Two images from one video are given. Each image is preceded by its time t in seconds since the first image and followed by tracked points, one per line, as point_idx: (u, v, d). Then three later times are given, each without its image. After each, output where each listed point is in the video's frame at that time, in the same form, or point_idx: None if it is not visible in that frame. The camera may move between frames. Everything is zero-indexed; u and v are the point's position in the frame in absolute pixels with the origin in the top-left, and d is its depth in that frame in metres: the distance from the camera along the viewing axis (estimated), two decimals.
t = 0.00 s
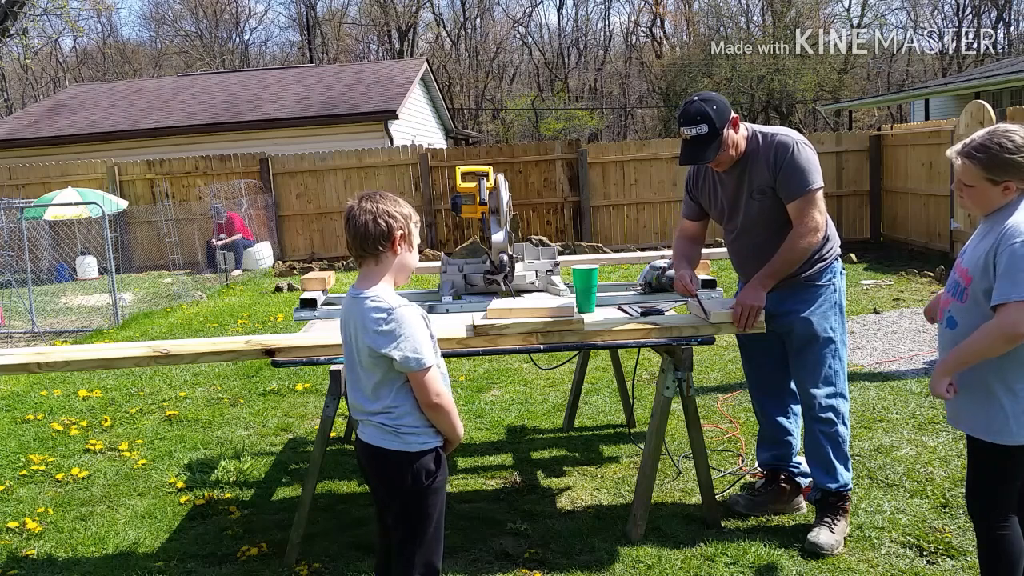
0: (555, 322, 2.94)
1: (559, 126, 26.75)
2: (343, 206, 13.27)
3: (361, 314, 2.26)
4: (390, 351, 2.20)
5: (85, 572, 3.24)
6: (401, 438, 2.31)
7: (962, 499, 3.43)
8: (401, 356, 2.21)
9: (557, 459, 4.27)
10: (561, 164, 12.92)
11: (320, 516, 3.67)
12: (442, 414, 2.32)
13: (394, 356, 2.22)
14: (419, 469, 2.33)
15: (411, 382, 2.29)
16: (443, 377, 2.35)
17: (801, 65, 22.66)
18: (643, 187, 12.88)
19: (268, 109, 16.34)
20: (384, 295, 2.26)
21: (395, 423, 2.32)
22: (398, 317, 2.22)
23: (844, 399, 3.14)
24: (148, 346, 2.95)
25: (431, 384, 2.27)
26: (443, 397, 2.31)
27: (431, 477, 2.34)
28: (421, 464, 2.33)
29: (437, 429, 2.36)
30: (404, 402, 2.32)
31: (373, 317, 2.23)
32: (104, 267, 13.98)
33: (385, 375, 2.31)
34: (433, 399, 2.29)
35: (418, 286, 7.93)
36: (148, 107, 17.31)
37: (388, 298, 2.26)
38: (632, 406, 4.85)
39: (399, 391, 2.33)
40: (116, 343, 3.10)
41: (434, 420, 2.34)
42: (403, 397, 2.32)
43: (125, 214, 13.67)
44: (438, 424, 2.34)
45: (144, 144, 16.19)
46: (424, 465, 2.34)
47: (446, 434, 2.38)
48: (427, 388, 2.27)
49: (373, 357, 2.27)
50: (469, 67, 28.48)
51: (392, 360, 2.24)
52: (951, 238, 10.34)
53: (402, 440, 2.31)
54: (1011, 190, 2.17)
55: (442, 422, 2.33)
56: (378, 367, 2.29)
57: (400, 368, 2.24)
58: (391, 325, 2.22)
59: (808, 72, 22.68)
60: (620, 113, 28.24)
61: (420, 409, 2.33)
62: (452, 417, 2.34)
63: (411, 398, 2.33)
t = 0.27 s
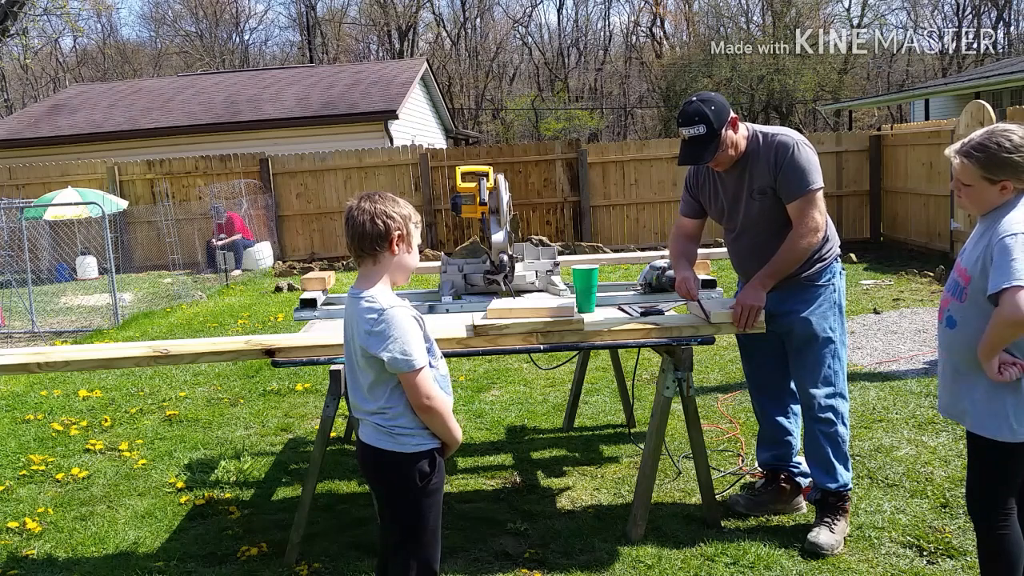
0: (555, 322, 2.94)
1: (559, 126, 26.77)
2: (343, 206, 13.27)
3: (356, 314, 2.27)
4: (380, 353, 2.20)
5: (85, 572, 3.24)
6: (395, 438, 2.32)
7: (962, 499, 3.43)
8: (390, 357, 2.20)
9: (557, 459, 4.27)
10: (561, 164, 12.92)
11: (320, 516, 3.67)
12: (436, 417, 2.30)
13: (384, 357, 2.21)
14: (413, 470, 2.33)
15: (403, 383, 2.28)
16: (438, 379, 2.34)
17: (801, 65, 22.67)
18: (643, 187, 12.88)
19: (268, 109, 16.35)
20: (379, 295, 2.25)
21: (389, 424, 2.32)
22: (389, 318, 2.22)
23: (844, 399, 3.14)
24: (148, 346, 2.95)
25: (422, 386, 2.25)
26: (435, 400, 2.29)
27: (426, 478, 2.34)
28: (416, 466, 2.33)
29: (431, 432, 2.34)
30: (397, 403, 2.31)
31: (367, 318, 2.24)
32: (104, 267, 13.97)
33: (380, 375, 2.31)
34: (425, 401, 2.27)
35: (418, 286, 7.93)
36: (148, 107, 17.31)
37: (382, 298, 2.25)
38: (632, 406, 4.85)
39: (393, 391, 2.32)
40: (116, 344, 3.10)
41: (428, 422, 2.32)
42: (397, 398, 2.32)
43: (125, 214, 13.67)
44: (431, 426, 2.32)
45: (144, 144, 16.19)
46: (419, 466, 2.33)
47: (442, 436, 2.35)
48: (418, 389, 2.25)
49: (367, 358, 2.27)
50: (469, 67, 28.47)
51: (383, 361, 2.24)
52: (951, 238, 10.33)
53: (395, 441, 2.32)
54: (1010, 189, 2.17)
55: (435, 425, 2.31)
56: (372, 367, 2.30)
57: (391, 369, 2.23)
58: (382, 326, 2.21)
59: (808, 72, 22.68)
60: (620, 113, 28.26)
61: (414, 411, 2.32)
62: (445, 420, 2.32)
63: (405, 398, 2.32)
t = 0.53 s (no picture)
0: (554, 322, 2.94)
1: (559, 126, 26.78)
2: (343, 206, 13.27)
3: (357, 314, 2.27)
4: (381, 352, 2.20)
5: (85, 572, 3.24)
6: (397, 438, 2.32)
7: (962, 499, 3.43)
8: (391, 357, 2.21)
9: (557, 459, 4.27)
10: (561, 163, 12.91)
11: (319, 516, 3.67)
12: (437, 417, 2.30)
13: (385, 357, 2.21)
14: (414, 470, 2.33)
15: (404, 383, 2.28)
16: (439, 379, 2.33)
17: (801, 65, 22.65)
18: (643, 187, 12.88)
19: (268, 109, 16.35)
20: (380, 295, 2.25)
21: (390, 423, 2.32)
22: (390, 318, 2.22)
23: (844, 399, 3.13)
24: (147, 346, 2.95)
25: (423, 386, 2.25)
26: (436, 400, 2.29)
27: (427, 478, 2.34)
28: (417, 466, 2.33)
29: (433, 431, 2.35)
30: (399, 403, 2.31)
31: (368, 317, 2.24)
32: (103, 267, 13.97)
33: (381, 375, 2.31)
34: (426, 401, 2.27)
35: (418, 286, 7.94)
36: (148, 107, 17.31)
37: (383, 298, 2.25)
38: (632, 406, 4.85)
39: (394, 391, 2.32)
40: (116, 343, 3.10)
41: (430, 422, 2.32)
42: (398, 398, 2.32)
43: (125, 214, 13.67)
44: (432, 426, 2.32)
45: (144, 144, 16.19)
46: (420, 466, 2.33)
47: (442, 436, 2.36)
48: (419, 389, 2.25)
49: (368, 357, 2.27)
50: (469, 67, 28.47)
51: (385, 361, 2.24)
52: (952, 238, 10.33)
53: (397, 440, 2.31)
54: (1006, 189, 2.17)
55: (436, 424, 2.31)
56: (374, 367, 2.30)
57: (393, 368, 2.23)
58: (383, 326, 2.21)
59: (808, 72, 22.68)
60: (620, 113, 28.26)
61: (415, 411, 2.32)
62: (446, 419, 2.32)
63: (406, 398, 2.32)
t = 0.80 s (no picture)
0: (554, 322, 2.94)
1: (559, 126, 26.78)
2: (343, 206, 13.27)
3: (359, 314, 2.27)
4: (384, 351, 2.20)
5: (85, 572, 3.24)
6: (399, 437, 2.32)
7: (962, 499, 3.43)
8: (395, 357, 2.21)
9: (557, 459, 4.27)
10: (561, 164, 12.92)
11: (320, 516, 3.67)
12: (439, 416, 2.31)
13: (389, 357, 2.21)
14: (417, 469, 2.33)
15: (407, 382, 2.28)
16: (441, 378, 2.34)
17: (801, 65, 22.65)
18: (644, 187, 12.88)
19: (268, 109, 16.35)
20: (381, 295, 2.25)
21: (392, 423, 2.32)
22: (393, 318, 2.22)
23: (843, 399, 3.13)
24: (147, 346, 2.95)
25: (426, 385, 2.26)
26: (439, 399, 2.29)
27: (429, 477, 2.34)
28: (419, 465, 2.33)
29: (435, 429, 2.35)
30: (401, 402, 2.31)
31: (370, 318, 2.24)
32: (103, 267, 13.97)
33: (383, 375, 2.31)
34: (429, 400, 2.27)
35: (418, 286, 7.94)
36: (148, 107, 17.31)
37: (384, 298, 2.25)
38: (632, 406, 4.85)
39: (396, 390, 2.32)
40: (116, 343, 3.10)
41: (432, 421, 2.32)
42: (401, 397, 2.32)
43: (125, 214, 13.67)
44: (434, 425, 2.32)
45: (144, 144, 16.19)
46: (422, 465, 2.33)
47: (444, 434, 2.36)
48: (422, 388, 2.25)
49: (370, 357, 2.27)
50: (469, 67, 28.47)
51: (388, 361, 2.24)
52: (951, 238, 10.33)
53: (399, 439, 2.31)
54: (1007, 190, 2.17)
55: (439, 423, 2.32)
56: (377, 366, 2.30)
57: (396, 368, 2.23)
58: (386, 326, 2.21)
59: (808, 72, 22.67)
60: (620, 113, 28.27)
61: (417, 409, 2.32)
62: (449, 418, 2.32)
63: (408, 397, 2.32)
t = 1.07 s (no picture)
0: (554, 322, 2.94)
1: (559, 126, 26.79)
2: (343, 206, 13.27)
3: (358, 314, 2.26)
4: (384, 351, 2.20)
5: (85, 572, 3.24)
6: (399, 437, 2.31)
7: (962, 499, 3.43)
8: (395, 356, 2.21)
9: (557, 459, 4.27)
10: (561, 164, 12.92)
11: (320, 516, 3.67)
12: (438, 415, 2.31)
13: (389, 356, 2.21)
14: (416, 468, 2.33)
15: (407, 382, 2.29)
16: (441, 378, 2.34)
17: (801, 65, 22.65)
18: (643, 187, 12.88)
19: (268, 109, 16.35)
20: (381, 295, 2.25)
21: (392, 423, 2.32)
22: (393, 317, 2.22)
23: (843, 398, 3.13)
24: (148, 346, 2.95)
25: (426, 384, 2.26)
26: (438, 398, 2.30)
27: (428, 477, 2.34)
28: (419, 464, 2.33)
29: (434, 429, 2.35)
30: (401, 402, 2.31)
31: (370, 317, 2.23)
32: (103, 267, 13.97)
33: (383, 374, 2.31)
34: (430, 399, 2.27)
35: (418, 286, 7.94)
36: (148, 107, 17.31)
37: (384, 298, 2.25)
38: (632, 406, 4.85)
39: (395, 390, 2.32)
40: (116, 343, 3.10)
41: (432, 421, 2.33)
42: (400, 397, 2.32)
43: (125, 214, 13.68)
44: (433, 424, 2.32)
45: (144, 144, 16.19)
46: (422, 465, 2.33)
47: (444, 434, 2.36)
48: (422, 388, 2.26)
49: (370, 357, 2.27)
50: (469, 67, 28.47)
51: (388, 360, 2.24)
52: (951, 238, 10.33)
53: (399, 439, 2.31)
54: (1006, 190, 2.17)
55: (438, 423, 2.32)
56: (376, 367, 2.30)
57: (396, 367, 2.23)
58: (386, 326, 2.21)
59: (808, 72, 22.67)
60: (620, 113, 28.28)
61: (417, 409, 2.32)
62: (449, 417, 2.33)
63: (407, 397, 2.32)
